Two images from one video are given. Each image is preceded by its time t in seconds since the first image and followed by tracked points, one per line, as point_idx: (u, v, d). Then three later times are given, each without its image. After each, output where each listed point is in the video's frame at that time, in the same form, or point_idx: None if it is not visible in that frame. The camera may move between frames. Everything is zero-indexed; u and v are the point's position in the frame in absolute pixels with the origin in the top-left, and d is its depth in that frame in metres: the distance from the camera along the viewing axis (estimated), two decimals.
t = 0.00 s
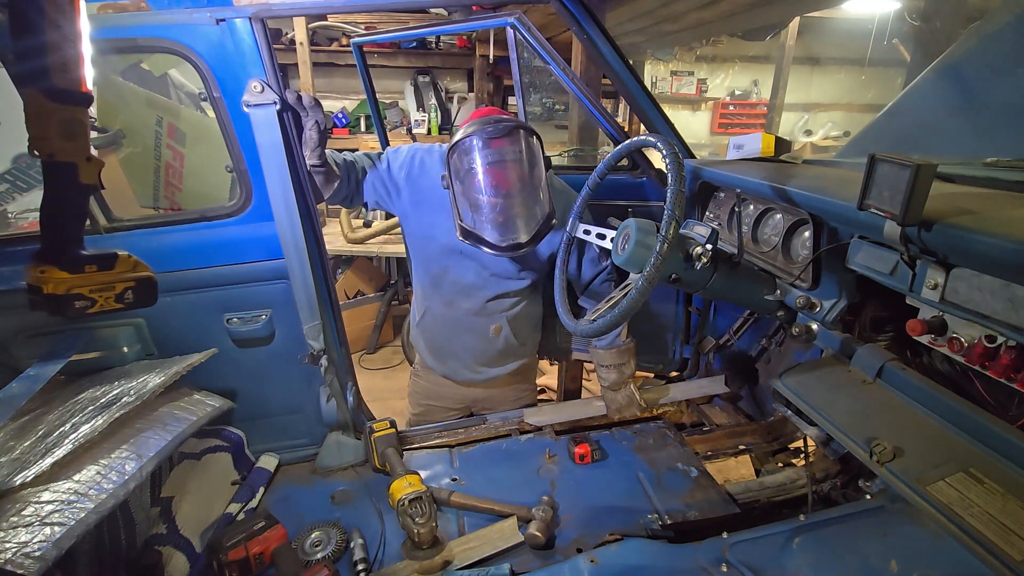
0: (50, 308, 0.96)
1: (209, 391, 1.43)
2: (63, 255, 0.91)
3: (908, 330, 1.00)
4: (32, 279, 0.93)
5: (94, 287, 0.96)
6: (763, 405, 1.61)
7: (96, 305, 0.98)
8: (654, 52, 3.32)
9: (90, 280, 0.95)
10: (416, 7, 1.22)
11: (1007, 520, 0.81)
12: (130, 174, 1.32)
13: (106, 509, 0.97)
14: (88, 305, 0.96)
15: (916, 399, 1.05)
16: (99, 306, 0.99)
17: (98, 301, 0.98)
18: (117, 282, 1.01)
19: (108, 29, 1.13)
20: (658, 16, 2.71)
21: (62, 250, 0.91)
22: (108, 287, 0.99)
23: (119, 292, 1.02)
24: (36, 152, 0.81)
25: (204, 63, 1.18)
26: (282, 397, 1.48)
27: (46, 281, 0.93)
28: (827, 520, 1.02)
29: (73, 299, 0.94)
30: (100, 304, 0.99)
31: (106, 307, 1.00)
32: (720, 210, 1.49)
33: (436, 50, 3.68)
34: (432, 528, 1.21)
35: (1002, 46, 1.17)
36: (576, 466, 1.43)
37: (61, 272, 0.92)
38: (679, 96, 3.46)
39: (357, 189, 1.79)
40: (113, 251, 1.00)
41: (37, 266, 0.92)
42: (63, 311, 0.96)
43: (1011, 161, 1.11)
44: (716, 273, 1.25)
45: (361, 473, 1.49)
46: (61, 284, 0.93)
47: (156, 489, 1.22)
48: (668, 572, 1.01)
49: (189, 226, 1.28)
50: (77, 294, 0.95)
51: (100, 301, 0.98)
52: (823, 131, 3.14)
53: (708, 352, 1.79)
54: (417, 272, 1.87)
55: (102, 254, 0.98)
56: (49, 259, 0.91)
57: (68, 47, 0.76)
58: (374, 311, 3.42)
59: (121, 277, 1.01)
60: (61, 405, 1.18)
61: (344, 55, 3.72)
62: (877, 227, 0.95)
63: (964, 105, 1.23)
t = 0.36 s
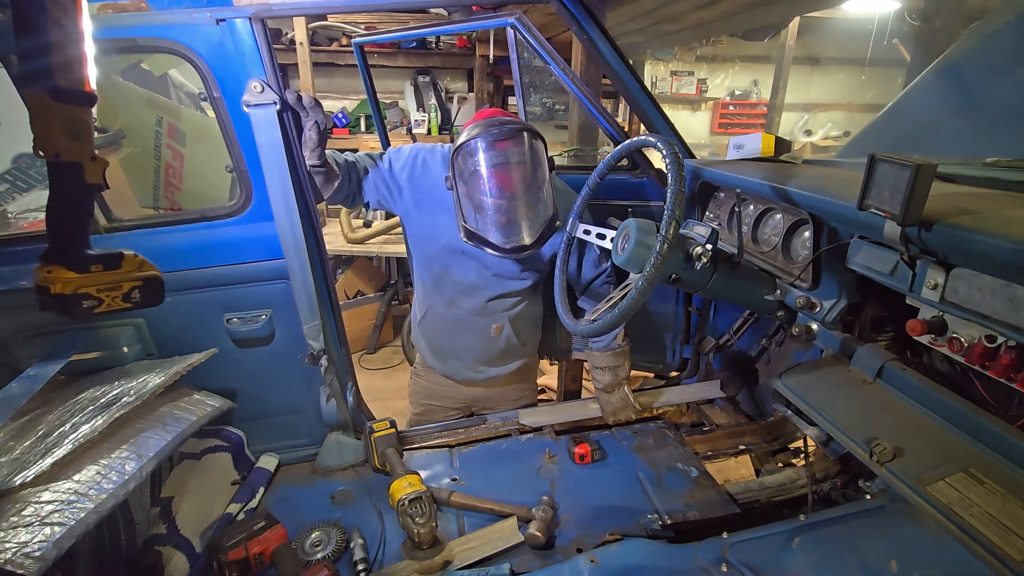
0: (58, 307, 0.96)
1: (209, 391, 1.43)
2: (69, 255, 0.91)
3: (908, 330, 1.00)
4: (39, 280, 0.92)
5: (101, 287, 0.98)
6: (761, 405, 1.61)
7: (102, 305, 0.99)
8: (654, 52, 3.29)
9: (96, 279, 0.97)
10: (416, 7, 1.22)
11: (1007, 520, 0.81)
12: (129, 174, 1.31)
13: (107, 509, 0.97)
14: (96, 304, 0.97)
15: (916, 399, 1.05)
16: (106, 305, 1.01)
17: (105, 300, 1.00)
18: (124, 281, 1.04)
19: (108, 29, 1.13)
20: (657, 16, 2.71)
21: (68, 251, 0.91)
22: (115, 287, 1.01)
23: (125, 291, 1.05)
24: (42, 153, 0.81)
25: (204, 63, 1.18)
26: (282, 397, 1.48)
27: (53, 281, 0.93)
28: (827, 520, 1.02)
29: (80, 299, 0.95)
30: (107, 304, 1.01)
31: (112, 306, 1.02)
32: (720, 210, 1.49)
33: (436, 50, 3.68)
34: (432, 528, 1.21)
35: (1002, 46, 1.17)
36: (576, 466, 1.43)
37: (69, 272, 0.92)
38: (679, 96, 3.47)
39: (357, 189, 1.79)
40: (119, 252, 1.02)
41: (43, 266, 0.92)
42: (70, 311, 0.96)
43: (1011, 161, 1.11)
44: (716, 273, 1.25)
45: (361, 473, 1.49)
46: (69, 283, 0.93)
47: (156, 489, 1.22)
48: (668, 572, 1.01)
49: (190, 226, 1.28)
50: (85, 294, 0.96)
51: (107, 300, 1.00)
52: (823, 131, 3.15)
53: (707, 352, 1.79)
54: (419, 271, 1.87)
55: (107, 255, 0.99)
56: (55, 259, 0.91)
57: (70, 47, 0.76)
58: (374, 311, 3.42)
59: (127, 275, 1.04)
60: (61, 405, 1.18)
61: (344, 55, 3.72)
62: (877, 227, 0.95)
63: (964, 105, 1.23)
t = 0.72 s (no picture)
0: (47, 307, 0.95)
1: (209, 391, 1.43)
2: (60, 255, 0.91)
3: (908, 330, 1.00)
4: (27, 279, 0.92)
5: (89, 287, 0.96)
6: (763, 406, 1.61)
7: (90, 305, 0.97)
8: (654, 51, 3.33)
9: (86, 280, 0.95)
10: (416, 7, 1.22)
11: (1007, 520, 0.81)
12: (129, 174, 1.31)
13: (106, 509, 0.97)
14: (83, 305, 0.95)
15: (916, 399, 1.05)
16: (93, 306, 0.99)
17: (92, 301, 0.98)
18: (112, 282, 1.02)
19: (108, 29, 1.13)
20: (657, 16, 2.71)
21: (60, 251, 0.91)
22: (103, 287, 0.99)
23: (113, 292, 1.03)
24: (34, 152, 0.81)
25: (204, 63, 1.18)
26: (282, 397, 1.48)
27: (41, 281, 0.92)
28: (827, 520, 1.02)
29: (68, 299, 0.94)
30: (95, 304, 0.99)
31: (100, 307, 1.00)
32: (720, 210, 1.49)
33: (436, 50, 3.68)
34: (432, 528, 1.20)
35: (1002, 46, 1.17)
36: (576, 466, 1.44)
37: (57, 272, 0.91)
38: (679, 96, 3.47)
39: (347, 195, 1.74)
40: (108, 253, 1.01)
41: (31, 266, 0.92)
42: (58, 311, 0.95)
43: (1011, 161, 1.11)
44: (716, 273, 1.25)
45: (361, 473, 1.49)
46: (57, 283, 0.92)
47: (156, 489, 1.22)
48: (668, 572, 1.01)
49: (189, 226, 1.28)
50: (72, 294, 0.94)
51: (94, 301, 0.98)
52: (823, 131, 3.15)
53: (707, 352, 1.78)
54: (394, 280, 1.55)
55: (96, 255, 0.98)
56: (44, 259, 0.91)
57: (66, 48, 0.76)
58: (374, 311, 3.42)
59: (116, 276, 1.02)
60: (61, 405, 1.18)
61: (344, 55, 3.72)
62: (877, 227, 0.95)
63: (964, 106, 1.23)
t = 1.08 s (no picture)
0: (53, 307, 0.97)
1: (209, 391, 1.43)
2: (64, 254, 0.91)
3: (908, 330, 1.00)
4: (35, 280, 0.93)
5: (96, 287, 0.96)
6: (762, 405, 1.62)
7: (97, 305, 0.98)
8: (653, 51, 3.36)
9: (91, 280, 0.95)
10: (416, 7, 1.22)
11: (1007, 520, 0.81)
12: (130, 174, 1.31)
13: (106, 509, 0.97)
14: (91, 305, 0.96)
15: (916, 399, 1.05)
16: (101, 306, 1.00)
17: (100, 301, 0.98)
18: (119, 282, 1.04)
19: (108, 28, 1.13)
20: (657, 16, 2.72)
21: (64, 251, 0.91)
22: (110, 287, 1.00)
23: (120, 291, 1.05)
24: (40, 152, 0.81)
25: (204, 63, 1.18)
26: (282, 397, 1.49)
27: (49, 281, 0.93)
28: (827, 520, 1.02)
29: (75, 299, 0.95)
30: (102, 304, 1.00)
31: (107, 307, 1.01)
32: (720, 210, 1.49)
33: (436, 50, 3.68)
34: (432, 528, 1.20)
35: (1002, 45, 1.17)
36: (576, 466, 1.44)
37: (63, 271, 0.92)
38: (679, 96, 3.47)
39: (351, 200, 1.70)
40: (113, 253, 1.03)
41: (39, 266, 0.93)
42: (66, 310, 0.96)
43: (1011, 161, 1.11)
44: (716, 273, 1.26)
45: (361, 473, 1.49)
46: (64, 283, 0.93)
47: (156, 489, 1.22)
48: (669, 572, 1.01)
49: (190, 226, 1.28)
50: (80, 294, 0.95)
51: (102, 301, 0.99)
52: (823, 131, 3.15)
53: (707, 352, 1.78)
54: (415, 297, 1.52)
55: (101, 256, 0.99)
56: (50, 259, 0.92)
57: (69, 47, 0.76)
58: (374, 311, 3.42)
59: (123, 276, 1.05)
60: (62, 405, 1.18)
61: (344, 55, 3.72)
62: (877, 227, 0.95)
63: (964, 106, 1.23)
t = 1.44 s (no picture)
0: (59, 307, 0.95)
1: (209, 391, 1.43)
2: (68, 254, 0.91)
3: (908, 330, 1.00)
4: (40, 280, 0.93)
5: (100, 287, 0.95)
6: (761, 404, 1.62)
7: (102, 305, 0.96)
8: (653, 51, 3.36)
9: (96, 279, 0.94)
10: (416, 7, 1.22)
11: (1007, 520, 0.81)
12: (130, 174, 1.31)
13: (106, 509, 0.97)
14: (95, 305, 0.94)
15: (916, 399, 1.05)
16: (105, 305, 0.98)
17: (104, 300, 0.97)
18: (123, 282, 1.02)
19: (108, 28, 1.13)
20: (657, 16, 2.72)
21: (68, 251, 0.91)
22: (114, 287, 0.99)
23: (125, 291, 1.03)
24: (42, 152, 0.80)
25: (204, 63, 1.18)
26: (281, 397, 1.49)
27: (53, 281, 0.93)
28: (827, 520, 1.02)
29: (80, 299, 0.93)
30: (107, 303, 0.98)
31: (112, 306, 1.00)
32: (720, 210, 1.49)
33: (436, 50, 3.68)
34: (432, 528, 1.20)
35: (1002, 45, 1.17)
36: (576, 466, 1.44)
37: (68, 272, 0.91)
38: (679, 97, 3.47)
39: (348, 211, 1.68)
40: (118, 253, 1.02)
41: (44, 267, 0.93)
42: (70, 311, 0.94)
43: (1011, 161, 1.11)
44: (716, 273, 1.26)
45: (361, 473, 1.49)
46: (69, 283, 0.92)
47: (156, 489, 1.22)
48: (669, 572, 1.01)
49: (190, 226, 1.28)
50: (83, 294, 0.94)
51: (106, 300, 0.97)
52: (823, 131, 3.16)
53: (707, 352, 1.77)
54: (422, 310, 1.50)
55: (105, 256, 0.98)
56: (54, 259, 0.92)
57: (70, 47, 0.76)
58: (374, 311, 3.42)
59: (127, 276, 1.03)
60: (62, 405, 1.18)
61: (344, 55, 3.72)
62: (877, 227, 0.95)
63: (964, 106, 1.23)
